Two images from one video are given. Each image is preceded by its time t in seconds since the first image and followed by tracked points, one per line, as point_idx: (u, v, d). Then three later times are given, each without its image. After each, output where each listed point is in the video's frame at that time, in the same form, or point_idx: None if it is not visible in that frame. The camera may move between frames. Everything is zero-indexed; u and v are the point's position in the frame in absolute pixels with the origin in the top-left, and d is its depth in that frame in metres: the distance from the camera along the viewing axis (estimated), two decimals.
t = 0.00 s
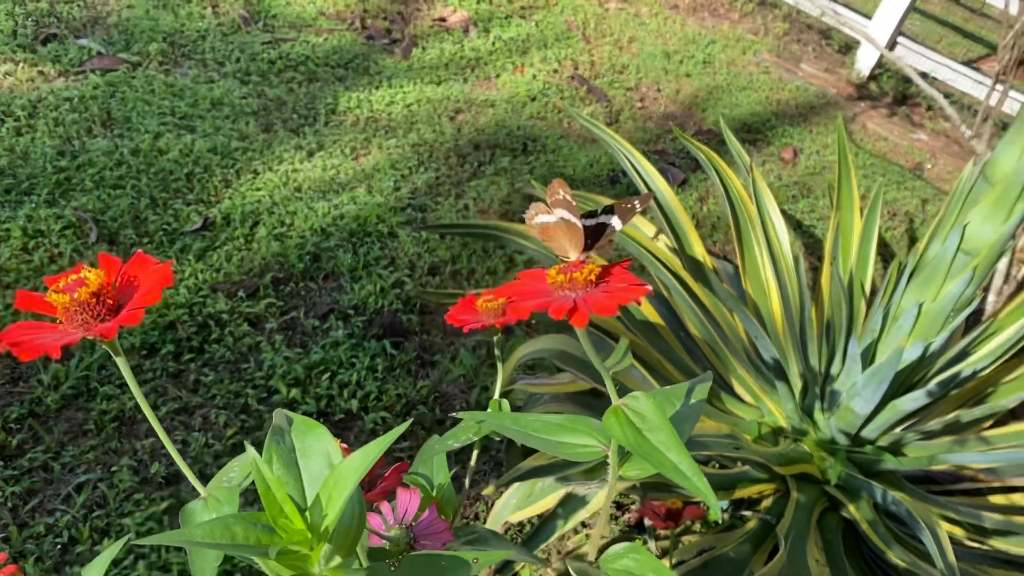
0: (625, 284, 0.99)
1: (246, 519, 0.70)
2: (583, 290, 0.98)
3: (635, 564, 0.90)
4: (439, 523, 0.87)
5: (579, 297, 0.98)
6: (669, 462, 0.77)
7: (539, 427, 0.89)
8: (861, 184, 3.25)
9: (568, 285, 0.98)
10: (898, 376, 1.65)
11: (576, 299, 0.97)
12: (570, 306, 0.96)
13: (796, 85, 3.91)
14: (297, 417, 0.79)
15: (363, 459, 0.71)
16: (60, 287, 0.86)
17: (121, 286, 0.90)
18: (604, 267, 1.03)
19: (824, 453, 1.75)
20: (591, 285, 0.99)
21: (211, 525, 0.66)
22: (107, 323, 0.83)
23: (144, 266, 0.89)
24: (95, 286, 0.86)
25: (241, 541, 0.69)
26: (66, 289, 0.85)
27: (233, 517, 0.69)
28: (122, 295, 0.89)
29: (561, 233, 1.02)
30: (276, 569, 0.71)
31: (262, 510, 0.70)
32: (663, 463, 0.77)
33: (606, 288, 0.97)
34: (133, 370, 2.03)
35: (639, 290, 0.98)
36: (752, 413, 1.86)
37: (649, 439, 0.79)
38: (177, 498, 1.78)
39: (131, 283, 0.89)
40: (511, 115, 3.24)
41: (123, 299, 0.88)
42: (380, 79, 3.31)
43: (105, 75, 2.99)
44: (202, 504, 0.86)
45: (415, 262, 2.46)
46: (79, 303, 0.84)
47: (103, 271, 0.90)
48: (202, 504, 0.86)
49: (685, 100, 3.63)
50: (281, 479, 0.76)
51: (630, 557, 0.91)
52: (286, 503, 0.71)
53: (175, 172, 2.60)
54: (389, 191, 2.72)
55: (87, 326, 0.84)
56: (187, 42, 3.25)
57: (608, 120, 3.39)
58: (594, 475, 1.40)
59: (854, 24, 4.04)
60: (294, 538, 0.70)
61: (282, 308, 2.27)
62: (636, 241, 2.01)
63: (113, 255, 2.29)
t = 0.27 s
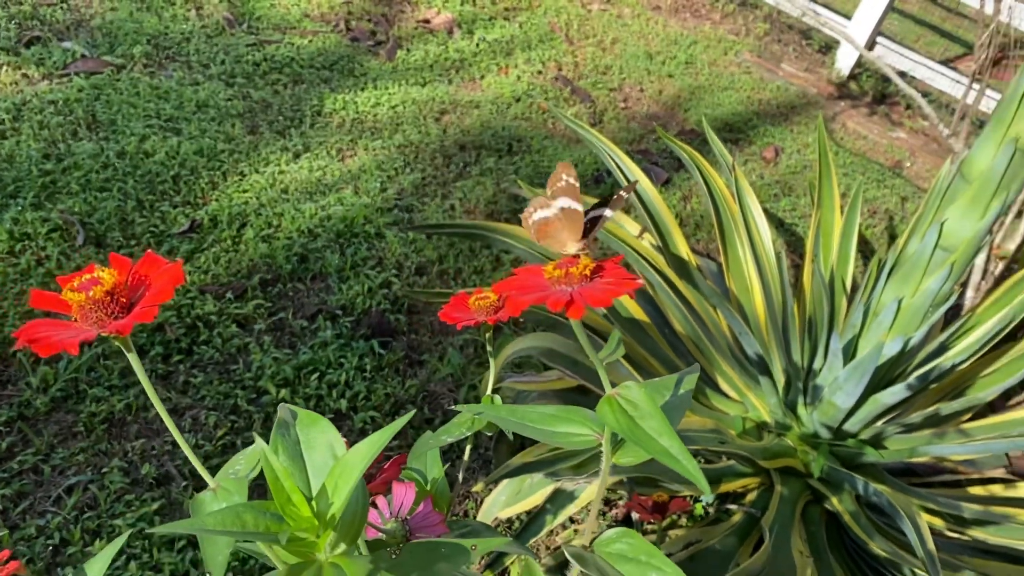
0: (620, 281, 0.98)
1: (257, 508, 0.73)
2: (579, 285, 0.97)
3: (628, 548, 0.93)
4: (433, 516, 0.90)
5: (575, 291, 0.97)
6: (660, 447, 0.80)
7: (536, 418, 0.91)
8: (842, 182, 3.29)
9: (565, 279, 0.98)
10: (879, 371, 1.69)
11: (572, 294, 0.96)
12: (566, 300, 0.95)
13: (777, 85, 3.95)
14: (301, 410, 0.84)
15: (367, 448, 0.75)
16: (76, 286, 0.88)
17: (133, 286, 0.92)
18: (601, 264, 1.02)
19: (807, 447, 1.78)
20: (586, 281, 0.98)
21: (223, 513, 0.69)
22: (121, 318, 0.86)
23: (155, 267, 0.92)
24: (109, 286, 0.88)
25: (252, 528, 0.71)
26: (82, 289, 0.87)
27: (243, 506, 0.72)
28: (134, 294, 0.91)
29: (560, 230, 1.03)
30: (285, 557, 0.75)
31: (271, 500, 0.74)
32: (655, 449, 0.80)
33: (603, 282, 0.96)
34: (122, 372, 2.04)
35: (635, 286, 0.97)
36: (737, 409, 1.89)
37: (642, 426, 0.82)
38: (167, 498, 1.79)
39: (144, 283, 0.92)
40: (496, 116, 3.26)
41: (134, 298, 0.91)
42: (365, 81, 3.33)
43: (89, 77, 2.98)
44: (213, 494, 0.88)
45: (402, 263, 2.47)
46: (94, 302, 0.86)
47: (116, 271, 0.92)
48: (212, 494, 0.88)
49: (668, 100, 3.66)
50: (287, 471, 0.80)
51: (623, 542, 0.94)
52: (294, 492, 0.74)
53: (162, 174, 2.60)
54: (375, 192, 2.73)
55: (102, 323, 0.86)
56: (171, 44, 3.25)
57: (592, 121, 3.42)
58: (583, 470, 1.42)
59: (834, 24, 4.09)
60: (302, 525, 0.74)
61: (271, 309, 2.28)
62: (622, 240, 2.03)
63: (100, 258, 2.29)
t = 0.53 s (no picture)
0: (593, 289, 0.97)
1: (240, 518, 0.72)
2: (553, 294, 0.96)
3: (609, 550, 0.94)
4: (422, 520, 0.90)
5: (548, 301, 0.96)
6: (637, 452, 0.80)
7: (516, 424, 0.91)
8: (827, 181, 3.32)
9: (538, 289, 0.96)
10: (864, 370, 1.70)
11: (545, 304, 0.95)
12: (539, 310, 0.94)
13: (763, 86, 3.97)
14: (285, 419, 0.82)
15: (351, 456, 0.73)
16: (58, 300, 0.87)
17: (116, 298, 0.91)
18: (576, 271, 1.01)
19: (794, 446, 1.79)
20: (561, 289, 0.97)
21: (206, 524, 0.68)
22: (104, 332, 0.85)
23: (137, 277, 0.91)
24: (91, 298, 0.87)
25: (235, 538, 0.71)
26: (64, 302, 0.86)
27: (227, 516, 0.71)
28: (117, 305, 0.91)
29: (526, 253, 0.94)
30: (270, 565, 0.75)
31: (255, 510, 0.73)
32: (632, 454, 0.80)
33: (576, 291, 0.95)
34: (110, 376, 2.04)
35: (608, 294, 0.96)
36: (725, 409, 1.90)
37: (620, 431, 0.82)
38: (157, 503, 1.79)
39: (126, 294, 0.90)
40: (484, 117, 3.27)
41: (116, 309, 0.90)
42: (352, 83, 3.33)
43: (75, 81, 2.98)
44: (197, 503, 0.87)
45: (391, 265, 2.48)
46: (76, 315, 0.85)
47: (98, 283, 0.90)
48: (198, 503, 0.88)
49: (654, 101, 3.67)
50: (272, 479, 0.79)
51: (604, 544, 0.96)
52: (278, 500, 0.73)
53: (149, 178, 2.60)
54: (364, 194, 2.73)
55: (84, 336, 0.85)
56: (157, 47, 3.24)
57: (580, 122, 3.43)
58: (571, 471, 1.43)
59: (819, 25, 4.12)
60: (286, 534, 0.73)
61: (259, 312, 2.28)
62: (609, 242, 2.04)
63: (88, 262, 2.29)
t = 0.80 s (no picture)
0: (564, 293, 0.94)
1: (200, 533, 0.70)
2: (522, 298, 0.93)
3: (586, 563, 0.91)
4: (402, 528, 0.88)
5: (517, 305, 0.92)
6: (611, 463, 0.78)
7: (489, 433, 0.89)
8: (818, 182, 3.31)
9: (507, 293, 0.93)
10: (854, 371, 1.69)
11: (513, 308, 0.92)
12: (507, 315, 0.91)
13: (754, 86, 3.97)
14: (250, 427, 0.79)
15: (315, 467, 0.72)
16: (3, 304, 0.84)
17: (65, 304, 0.89)
18: (547, 276, 0.98)
19: (785, 447, 1.78)
20: (531, 293, 0.94)
21: (163, 539, 0.66)
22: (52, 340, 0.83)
23: (90, 283, 0.89)
24: (39, 304, 0.85)
25: (195, 554, 0.68)
26: (10, 306, 0.83)
27: (185, 531, 0.69)
28: (69, 312, 0.88)
29: (492, 254, 0.89)
30: None
31: (215, 524, 0.71)
32: (606, 465, 0.78)
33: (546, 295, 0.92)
34: (95, 380, 2.01)
35: (579, 298, 0.93)
36: (715, 410, 1.89)
37: (592, 440, 0.80)
38: (141, 508, 1.77)
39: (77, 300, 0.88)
40: (474, 118, 3.25)
41: (69, 317, 0.88)
42: (341, 83, 3.31)
43: (60, 82, 2.95)
44: (156, 518, 0.86)
45: (379, 266, 2.46)
46: (24, 321, 0.83)
47: (47, 289, 0.88)
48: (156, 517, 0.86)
49: (645, 101, 3.66)
50: (235, 491, 0.76)
51: (581, 557, 0.92)
52: (238, 515, 0.72)
53: (135, 179, 2.58)
54: (352, 196, 2.71)
55: (32, 344, 0.82)
56: (144, 47, 3.22)
57: (570, 122, 3.41)
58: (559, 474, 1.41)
59: (809, 25, 4.12)
60: (247, 549, 0.72)
61: (246, 315, 2.26)
62: (599, 241, 2.02)
63: (72, 265, 2.26)
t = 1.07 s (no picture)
0: (532, 337, 0.91)
1: None
2: (489, 342, 0.91)
3: None
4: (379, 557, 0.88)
5: (484, 349, 0.90)
6: (583, 515, 0.77)
7: (458, 474, 0.88)
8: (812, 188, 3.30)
9: (473, 337, 0.91)
10: (846, 383, 1.67)
11: (480, 353, 0.89)
12: (473, 361, 0.88)
13: (748, 91, 3.95)
14: (213, 467, 0.85)
15: (271, 516, 0.75)
16: None
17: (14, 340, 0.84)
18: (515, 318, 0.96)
19: (777, 460, 1.76)
20: (498, 336, 0.91)
21: None
22: None
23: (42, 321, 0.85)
24: None
25: None
26: None
27: None
28: (16, 352, 0.82)
29: (454, 293, 0.97)
30: None
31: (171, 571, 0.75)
32: (576, 516, 0.77)
33: (512, 340, 0.89)
34: (80, 392, 2.00)
35: (547, 343, 0.90)
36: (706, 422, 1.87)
37: (562, 488, 0.80)
38: (125, 522, 1.75)
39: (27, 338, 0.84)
40: (466, 124, 3.23)
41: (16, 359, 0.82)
42: (334, 89, 3.29)
43: (50, 88, 2.93)
44: (109, 564, 0.82)
45: (370, 275, 2.44)
46: None
47: None
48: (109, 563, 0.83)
49: (639, 107, 3.65)
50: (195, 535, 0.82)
51: None
52: (194, 562, 0.75)
53: (124, 187, 2.56)
54: (343, 203, 2.70)
55: None
56: (135, 53, 3.20)
57: (564, 129, 3.40)
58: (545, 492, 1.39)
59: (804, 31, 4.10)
60: None
61: (234, 325, 2.24)
62: (589, 251, 2.01)
63: (59, 274, 2.24)
